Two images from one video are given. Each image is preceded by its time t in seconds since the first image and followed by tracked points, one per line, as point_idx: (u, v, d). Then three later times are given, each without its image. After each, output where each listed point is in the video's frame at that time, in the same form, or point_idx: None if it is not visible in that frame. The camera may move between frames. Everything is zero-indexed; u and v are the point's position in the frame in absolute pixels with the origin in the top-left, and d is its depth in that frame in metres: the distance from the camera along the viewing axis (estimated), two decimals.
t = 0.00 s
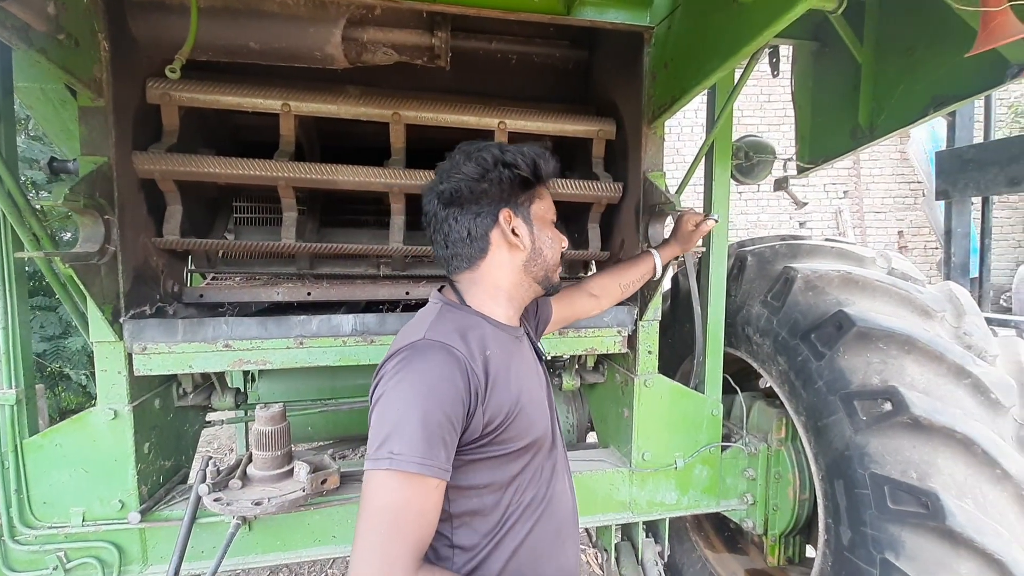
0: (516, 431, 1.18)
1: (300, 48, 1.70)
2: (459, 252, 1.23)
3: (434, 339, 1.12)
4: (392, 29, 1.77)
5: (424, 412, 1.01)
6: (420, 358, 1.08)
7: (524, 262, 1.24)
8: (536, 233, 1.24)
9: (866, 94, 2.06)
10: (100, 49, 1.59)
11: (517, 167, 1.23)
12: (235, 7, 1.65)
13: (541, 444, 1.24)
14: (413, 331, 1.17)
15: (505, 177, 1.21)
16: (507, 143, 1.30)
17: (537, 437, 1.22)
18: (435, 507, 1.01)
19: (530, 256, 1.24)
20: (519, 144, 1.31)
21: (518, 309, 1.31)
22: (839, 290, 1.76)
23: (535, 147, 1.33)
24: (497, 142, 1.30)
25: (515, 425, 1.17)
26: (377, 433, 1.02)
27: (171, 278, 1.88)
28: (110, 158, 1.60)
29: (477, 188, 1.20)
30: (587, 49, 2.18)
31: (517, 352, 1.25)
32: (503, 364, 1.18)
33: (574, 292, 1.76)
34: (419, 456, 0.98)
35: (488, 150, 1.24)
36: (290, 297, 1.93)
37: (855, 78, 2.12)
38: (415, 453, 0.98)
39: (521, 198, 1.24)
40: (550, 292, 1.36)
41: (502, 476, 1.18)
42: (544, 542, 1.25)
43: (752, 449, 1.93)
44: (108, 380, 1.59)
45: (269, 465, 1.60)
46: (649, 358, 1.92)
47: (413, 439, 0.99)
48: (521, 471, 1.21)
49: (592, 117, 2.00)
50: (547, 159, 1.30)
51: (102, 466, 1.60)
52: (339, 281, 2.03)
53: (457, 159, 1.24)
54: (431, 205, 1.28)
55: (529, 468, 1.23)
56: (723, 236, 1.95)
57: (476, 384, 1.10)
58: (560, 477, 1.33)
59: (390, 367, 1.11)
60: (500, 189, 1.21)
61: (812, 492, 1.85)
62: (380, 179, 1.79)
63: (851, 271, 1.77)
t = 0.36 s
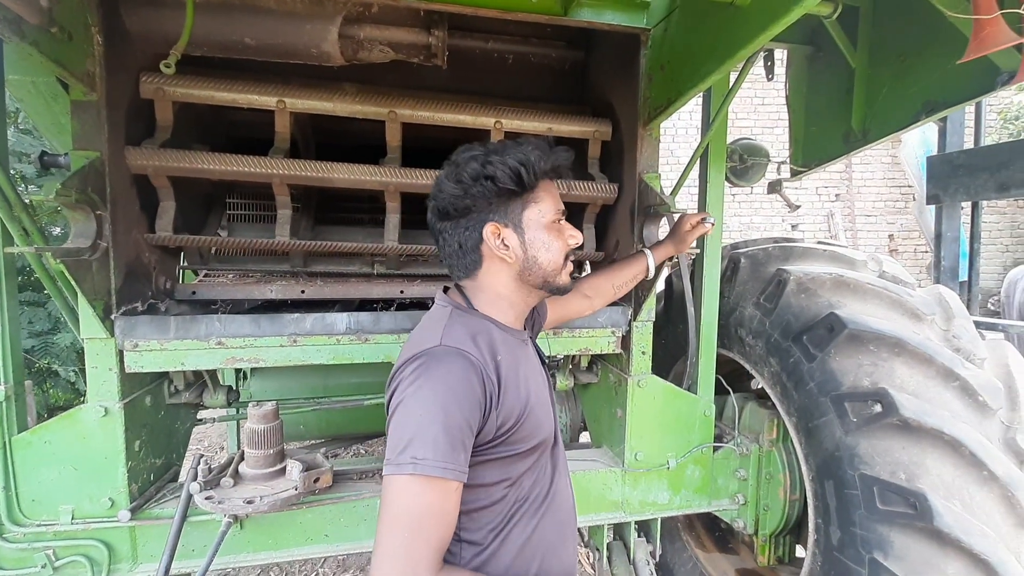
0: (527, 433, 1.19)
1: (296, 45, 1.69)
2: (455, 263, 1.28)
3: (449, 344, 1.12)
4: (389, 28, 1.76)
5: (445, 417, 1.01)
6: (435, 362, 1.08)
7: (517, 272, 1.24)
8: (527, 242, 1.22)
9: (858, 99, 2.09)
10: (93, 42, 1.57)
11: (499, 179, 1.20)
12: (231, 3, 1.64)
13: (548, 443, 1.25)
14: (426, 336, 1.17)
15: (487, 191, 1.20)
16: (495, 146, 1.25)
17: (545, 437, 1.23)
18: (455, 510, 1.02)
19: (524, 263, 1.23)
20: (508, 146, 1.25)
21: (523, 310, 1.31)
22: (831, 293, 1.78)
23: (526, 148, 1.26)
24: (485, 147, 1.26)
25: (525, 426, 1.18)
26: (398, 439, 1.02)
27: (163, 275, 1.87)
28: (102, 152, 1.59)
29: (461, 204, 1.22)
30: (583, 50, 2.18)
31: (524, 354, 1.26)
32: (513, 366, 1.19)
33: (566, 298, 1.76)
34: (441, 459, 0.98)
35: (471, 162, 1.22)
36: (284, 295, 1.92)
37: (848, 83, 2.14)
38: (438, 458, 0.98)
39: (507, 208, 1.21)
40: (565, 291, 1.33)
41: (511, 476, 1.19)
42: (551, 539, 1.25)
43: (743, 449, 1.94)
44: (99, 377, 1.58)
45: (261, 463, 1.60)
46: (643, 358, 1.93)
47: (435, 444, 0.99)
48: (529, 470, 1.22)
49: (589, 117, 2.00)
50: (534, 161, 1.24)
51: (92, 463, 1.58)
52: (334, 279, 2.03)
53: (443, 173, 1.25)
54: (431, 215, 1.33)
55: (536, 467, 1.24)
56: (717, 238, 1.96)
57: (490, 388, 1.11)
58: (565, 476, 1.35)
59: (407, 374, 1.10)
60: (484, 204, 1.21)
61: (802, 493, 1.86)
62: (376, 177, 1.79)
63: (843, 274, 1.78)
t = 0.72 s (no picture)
0: (523, 431, 1.19)
1: (289, 42, 1.68)
2: (446, 268, 1.29)
3: (446, 344, 1.12)
4: (384, 25, 1.75)
5: (442, 416, 1.00)
6: (432, 362, 1.08)
7: (508, 273, 1.24)
8: (514, 244, 1.21)
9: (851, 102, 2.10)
10: (83, 35, 1.55)
11: (476, 185, 1.19)
12: None
13: (544, 441, 1.25)
14: (423, 335, 1.16)
15: (467, 198, 1.20)
16: (474, 148, 1.23)
17: (542, 434, 1.23)
18: (451, 509, 1.01)
19: (512, 264, 1.22)
20: (486, 147, 1.23)
21: (517, 309, 1.31)
22: (823, 295, 1.78)
23: (505, 147, 1.24)
24: (464, 149, 1.24)
25: (522, 424, 1.18)
26: (394, 439, 1.01)
27: (153, 271, 1.85)
28: (92, 147, 1.57)
29: (443, 213, 1.23)
30: (578, 49, 2.18)
31: (522, 352, 1.26)
32: (510, 365, 1.19)
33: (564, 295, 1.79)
34: (438, 459, 0.98)
35: (448, 168, 1.21)
36: (275, 292, 1.91)
37: (841, 85, 2.15)
38: (434, 457, 0.98)
39: (489, 211, 1.21)
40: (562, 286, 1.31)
41: (508, 473, 1.19)
42: (547, 536, 1.25)
43: (734, 449, 1.95)
44: (87, 373, 1.56)
45: (251, 462, 1.59)
46: (635, 358, 1.93)
47: (432, 444, 0.98)
48: (526, 468, 1.22)
49: (583, 117, 2.00)
50: (513, 161, 1.22)
51: (80, 461, 1.57)
52: (326, 277, 2.02)
53: (424, 181, 1.26)
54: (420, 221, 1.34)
55: (532, 464, 1.24)
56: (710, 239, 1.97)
57: (487, 387, 1.11)
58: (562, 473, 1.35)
59: (404, 374, 1.10)
60: (465, 210, 1.21)
61: (792, 493, 1.87)
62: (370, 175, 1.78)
63: (834, 276, 1.79)
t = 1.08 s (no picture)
0: (517, 433, 1.19)
1: (282, 40, 1.67)
2: (436, 274, 1.30)
3: (437, 347, 1.12)
4: (377, 24, 1.75)
5: (430, 421, 1.00)
6: (422, 367, 1.08)
7: (499, 276, 1.23)
8: (502, 246, 1.20)
9: (841, 104, 2.12)
10: (74, 32, 1.54)
11: (459, 191, 1.19)
12: None
13: (539, 441, 1.25)
14: (416, 339, 1.17)
15: (450, 205, 1.20)
16: (453, 152, 1.23)
17: (537, 435, 1.23)
18: (440, 512, 1.02)
19: (502, 266, 1.22)
20: (466, 149, 1.22)
21: (512, 309, 1.31)
22: (813, 295, 1.80)
23: (484, 148, 1.23)
24: (444, 153, 1.24)
25: (515, 426, 1.18)
26: (383, 443, 1.02)
27: (144, 270, 1.84)
28: (83, 145, 1.56)
29: (429, 221, 1.24)
30: (572, 50, 2.19)
31: (517, 353, 1.26)
32: (503, 367, 1.19)
33: (564, 295, 1.80)
34: (424, 464, 0.98)
35: (429, 176, 1.22)
36: (268, 292, 1.90)
37: (832, 88, 2.17)
38: (421, 462, 0.98)
39: (475, 217, 1.21)
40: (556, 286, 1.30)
41: (501, 474, 1.19)
42: (544, 535, 1.25)
43: (727, 448, 1.96)
44: (77, 373, 1.55)
45: (243, 462, 1.58)
46: (629, 358, 1.94)
47: (419, 448, 0.98)
48: (520, 468, 1.22)
49: (577, 118, 2.01)
50: (494, 164, 1.21)
51: (69, 462, 1.55)
52: (319, 276, 2.01)
53: (408, 190, 1.26)
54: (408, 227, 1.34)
55: (527, 464, 1.24)
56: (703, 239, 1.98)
57: (479, 390, 1.10)
58: (558, 472, 1.35)
59: (394, 378, 1.10)
60: (450, 217, 1.22)
61: (784, 492, 1.89)
62: (364, 174, 1.78)
63: (825, 276, 1.80)
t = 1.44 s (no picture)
0: (503, 433, 1.20)
1: (273, 40, 1.67)
2: (424, 275, 1.31)
3: (425, 348, 1.13)
4: (367, 25, 1.75)
5: (417, 421, 1.01)
6: (410, 368, 1.09)
7: (487, 279, 1.24)
8: (491, 250, 1.22)
9: (826, 108, 2.15)
10: (63, 32, 1.53)
11: (449, 194, 1.20)
12: None
13: (526, 441, 1.26)
14: (404, 340, 1.18)
15: (440, 208, 1.21)
16: (446, 155, 1.24)
17: (523, 435, 1.24)
18: (427, 512, 1.03)
19: (490, 270, 1.23)
20: (458, 153, 1.23)
21: (500, 310, 1.32)
22: (798, 296, 1.82)
23: (476, 153, 1.24)
24: (436, 156, 1.25)
25: (502, 426, 1.19)
26: (370, 443, 1.02)
27: (133, 271, 1.83)
28: (71, 144, 1.55)
29: (418, 223, 1.25)
30: (562, 52, 2.21)
31: (503, 353, 1.27)
32: (489, 368, 1.20)
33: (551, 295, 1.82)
34: (412, 464, 0.99)
35: (420, 179, 1.22)
36: (257, 292, 1.90)
37: (818, 92, 2.21)
38: (408, 462, 0.99)
39: (465, 220, 1.22)
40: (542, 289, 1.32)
41: (488, 473, 1.20)
42: (529, 533, 1.27)
43: (714, 447, 1.99)
44: (65, 374, 1.54)
45: (232, 463, 1.58)
46: (618, 358, 1.96)
47: (406, 447, 0.99)
48: (506, 467, 1.23)
49: (566, 120, 2.03)
50: (485, 169, 1.22)
51: (57, 463, 1.54)
52: (309, 277, 2.01)
53: (398, 192, 1.27)
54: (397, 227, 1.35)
55: (513, 463, 1.25)
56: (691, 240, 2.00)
57: (466, 391, 1.12)
58: (544, 471, 1.36)
59: (382, 379, 1.11)
60: (439, 220, 1.22)
61: (769, 489, 1.92)
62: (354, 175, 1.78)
63: (810, 277, 1.83)
